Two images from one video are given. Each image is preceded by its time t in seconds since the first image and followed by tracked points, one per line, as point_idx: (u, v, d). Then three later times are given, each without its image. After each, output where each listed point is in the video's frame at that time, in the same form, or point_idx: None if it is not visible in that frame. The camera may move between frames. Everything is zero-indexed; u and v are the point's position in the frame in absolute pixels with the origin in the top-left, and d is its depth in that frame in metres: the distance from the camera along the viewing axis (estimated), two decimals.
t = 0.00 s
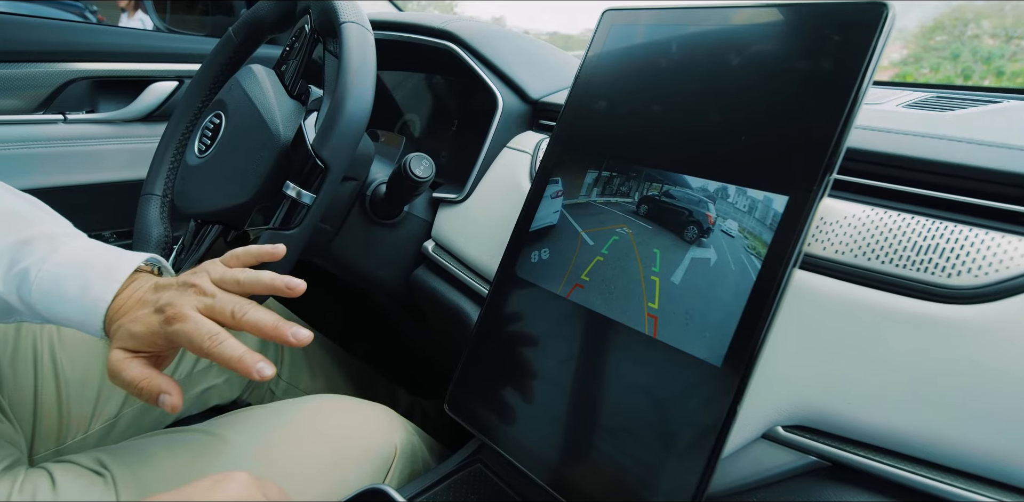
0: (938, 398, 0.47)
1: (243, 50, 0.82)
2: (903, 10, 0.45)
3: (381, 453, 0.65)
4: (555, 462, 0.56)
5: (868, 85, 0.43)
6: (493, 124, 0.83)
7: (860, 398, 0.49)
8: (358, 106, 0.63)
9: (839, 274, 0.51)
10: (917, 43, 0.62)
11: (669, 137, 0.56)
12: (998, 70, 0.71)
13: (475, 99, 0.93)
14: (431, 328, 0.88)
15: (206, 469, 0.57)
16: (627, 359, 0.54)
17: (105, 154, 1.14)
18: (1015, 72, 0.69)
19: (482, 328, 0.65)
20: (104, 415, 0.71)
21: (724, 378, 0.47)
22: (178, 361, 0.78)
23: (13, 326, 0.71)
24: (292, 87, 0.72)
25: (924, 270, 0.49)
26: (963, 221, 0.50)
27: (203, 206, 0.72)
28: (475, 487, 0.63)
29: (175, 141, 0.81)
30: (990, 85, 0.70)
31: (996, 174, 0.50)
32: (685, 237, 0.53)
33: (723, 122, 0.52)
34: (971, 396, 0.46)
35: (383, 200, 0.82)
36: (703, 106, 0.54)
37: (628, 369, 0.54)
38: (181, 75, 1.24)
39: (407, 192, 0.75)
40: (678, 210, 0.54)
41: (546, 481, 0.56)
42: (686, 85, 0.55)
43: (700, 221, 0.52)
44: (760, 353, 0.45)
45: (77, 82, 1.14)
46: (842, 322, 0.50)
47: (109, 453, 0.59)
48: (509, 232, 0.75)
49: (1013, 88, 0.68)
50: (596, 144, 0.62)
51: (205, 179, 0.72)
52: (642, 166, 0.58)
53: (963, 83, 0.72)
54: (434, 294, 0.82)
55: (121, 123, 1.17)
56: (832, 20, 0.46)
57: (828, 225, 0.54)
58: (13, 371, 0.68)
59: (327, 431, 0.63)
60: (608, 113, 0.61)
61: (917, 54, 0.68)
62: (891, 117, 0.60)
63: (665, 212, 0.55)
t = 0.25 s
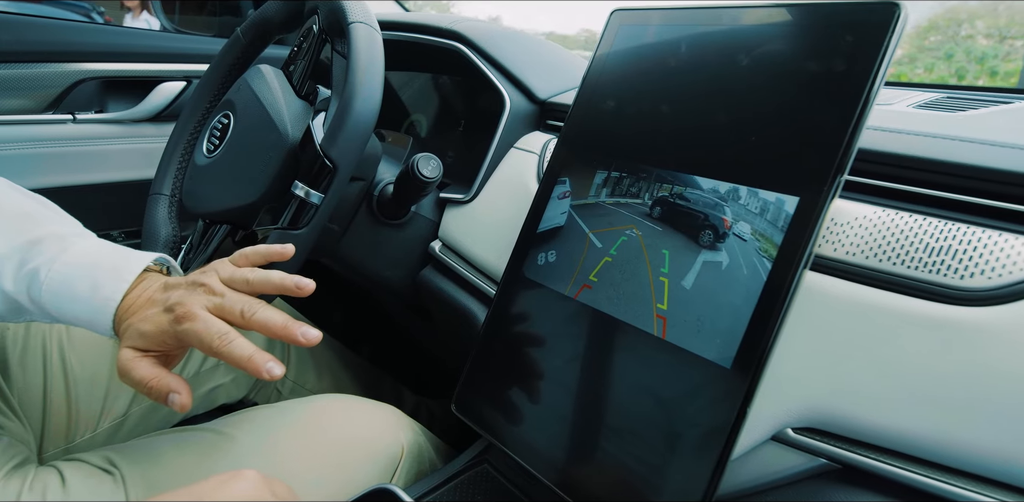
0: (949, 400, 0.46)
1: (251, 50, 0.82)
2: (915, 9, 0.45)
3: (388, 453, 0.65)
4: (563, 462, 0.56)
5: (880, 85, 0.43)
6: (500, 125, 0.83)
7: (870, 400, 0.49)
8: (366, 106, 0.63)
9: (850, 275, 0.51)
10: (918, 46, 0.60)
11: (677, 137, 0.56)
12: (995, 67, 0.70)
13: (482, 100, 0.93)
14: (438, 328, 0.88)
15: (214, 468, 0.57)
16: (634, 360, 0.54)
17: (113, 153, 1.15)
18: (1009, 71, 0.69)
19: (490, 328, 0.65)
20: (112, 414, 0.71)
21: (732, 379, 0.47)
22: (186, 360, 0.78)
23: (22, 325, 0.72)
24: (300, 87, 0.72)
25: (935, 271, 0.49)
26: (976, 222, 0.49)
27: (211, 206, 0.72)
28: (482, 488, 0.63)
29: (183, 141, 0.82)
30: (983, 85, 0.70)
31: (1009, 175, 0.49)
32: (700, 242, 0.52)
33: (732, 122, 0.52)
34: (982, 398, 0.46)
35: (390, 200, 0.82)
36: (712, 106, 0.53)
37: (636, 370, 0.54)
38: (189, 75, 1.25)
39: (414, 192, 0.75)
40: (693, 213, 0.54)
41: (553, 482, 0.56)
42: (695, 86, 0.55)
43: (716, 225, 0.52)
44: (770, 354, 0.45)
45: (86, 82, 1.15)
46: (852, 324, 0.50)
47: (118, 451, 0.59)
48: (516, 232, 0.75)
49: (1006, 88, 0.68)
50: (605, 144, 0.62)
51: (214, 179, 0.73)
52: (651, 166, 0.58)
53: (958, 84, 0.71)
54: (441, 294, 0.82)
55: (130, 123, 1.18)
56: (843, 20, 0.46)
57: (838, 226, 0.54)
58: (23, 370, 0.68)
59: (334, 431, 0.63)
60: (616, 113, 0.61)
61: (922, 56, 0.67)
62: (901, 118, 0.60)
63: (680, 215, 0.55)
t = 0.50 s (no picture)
0: (954, 401, 0.46)
1: (258, 51, 0.82)
2: (921, 10, 0.45)
3: (393, 453, 0.65)
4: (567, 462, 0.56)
5: (885, 87, 0.43)
6: (505, 125, 0.83)
7: (874, 401, 0.49)
8: (372, 107, 0.64)
9: (855, 276, 0.51)
10: (928, 41, 0.59)
11: (683, 137, 0.56)
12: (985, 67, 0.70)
13: (487, 100, 0.93)
14: (442, 328, 0.88)
15: (221, 466, 0.57)
16: (639, 360, 0.54)
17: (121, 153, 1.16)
18: (1000, 72, 0.69)
19: (494, 328, 0.65)
20: (119, 412, 0.72)
21: (737, 379, 0.47)
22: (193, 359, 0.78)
23: (31, 323, 0.72)
24: (307, 88, 0.73)
25: (941, 272, 0.48)
26: (982, 223, 0.49)
27: (218, 206, 0.73)
28: (487, 487, 0.63)
29: (190, 141, 0.82)
30: (976, 86, 0.70)
31: (1016, 176, 0.49)
32: (710, 247, 0.52)
33: (738, 123, 0.52)
34: (987, 399, 0.46)
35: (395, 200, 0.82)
36: (718, 106, 0.54)
37: (641, 369, 0.54)
38: (196, 75, 1.25)
39: (420, 192, 0.75)
40: (705, 217, 0.53)
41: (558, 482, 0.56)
42: (700, 86, 0.55)
43: (728, 230, 0.51)
44: (774, 354, 0.45)
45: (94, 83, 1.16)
46: (857, 325, 0.50)
47: (126, 449, 0.60)
48: (521, 233, 0.75)
49: (996, 89, 0.69)
50: (610, 144, 0.62)
51: (221, 179, 0.73)
52: (658, 167, 0.58)
53: (949, 83, 0.71)
54: (446, 294, 0.82)
55: (137, 123, 1.18)
56: (849, 20, 0.46)
57: (843, 227, 0.54)
58: (32, 367, 0.69)
59: (340, 429, 0.64)
60: (622, 114, 0.61)
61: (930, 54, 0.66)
62: (907, 119, 0.60)
63: (691, 220, 0.54)
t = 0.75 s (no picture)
0: (958, 402, 0.46)
1: (261, 51, 0.83)
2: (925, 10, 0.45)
3: (395, 453, 0.65)
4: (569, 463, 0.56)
5: (889, 87, 0.43)
6: (508, 125, 0.83)
7: (878, 402, 0.49)
8: (375, 108, 0.64)
9: (859, 277, 0.51)
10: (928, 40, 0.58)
11: (685, 138, 0.56)
12: (976, 67, 0.71)
13: (490, 101, 0.93)
14: (445, 328, 0.88)
15: (223, 465, 0.57)
16: (641, 361, 0.54)
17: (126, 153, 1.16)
18: (990, 71, 0.71)
19: (497, 329, 0.65)
20: (123, 411, 0.72)
21: (740, 380, 0.47)
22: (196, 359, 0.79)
23: (36, 323, 0.73)
24: (310, 88, 0.73)
25: (945, 273, 0.48)
26: (986, 224, 0.49)
27: (221, 206, 0.73)
28: (489, 488, 0.63)
29: (194, 141, 0.82)
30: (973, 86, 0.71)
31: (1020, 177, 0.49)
32: (719, 251, 0.51)
33: (741, 123, 0.52)
34: (991, 400, 0.45)
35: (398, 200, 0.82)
36: (721, 107, 0.53)
37: (643, 370, 0.54)
38: (200, 76, 1.26)
39: (422, 192, 0.75)
40: (715, 220, 0.53)
41: (560, 482, 0.56)
42: (703, 86, 0.55)
43: (738, 235, 0.50)
44: (777, 356, 0.45)
45: (99, 83, 1.17)
46: (860, 326, 0.50)
47: (129, 448, 0.60)
48: (524, 233, 0.75)
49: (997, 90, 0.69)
50: (612, 145, 0.62)
51: (224, 179, 0.73)
52: (662, 168, 0.58)
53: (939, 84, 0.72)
54: (448, 294, 0.82)
55: (142, 123, 1.19)
56: (852, 21, 0.46)
57: (847, 228, 0.54)
58: (36, 367, 0.69)
59: (342, 429, 0.64)
60: (624, 114, 0.61)
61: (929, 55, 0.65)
62: (911, 120, 0.59)
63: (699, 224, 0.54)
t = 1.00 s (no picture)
0: (967, 405, 0.46)
1: (266, 52, 0.83)
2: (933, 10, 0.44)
3: (399, 453, 0.65)
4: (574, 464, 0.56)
5: (897, 88, 0.43)
6: (512, 126, 0.83)
7: (885, 404, 0.49)
8: (380, 108, 0.64)
9: (867, 279, 0.51)
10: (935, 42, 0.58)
11: (692, 139, 0.56)
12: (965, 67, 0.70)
13: (494, 101, 0.93)
14: (449, 329, 0.88)
15: (228, 466, 0.57)
16: (647, 362, 0.54)
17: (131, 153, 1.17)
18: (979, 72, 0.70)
19: (502, 329, 0.65)
20: (127, 411, 0.72)
21: (746, 382, 0.47)
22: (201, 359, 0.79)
23: (41, 323, 0.73)
24: (314, 89, 0.73)
25: (954, 275, 0.48)
26: (995, 226, 0.49)
27: (226, 206, 0.73)
28: (493, 489, 0.63)
29: (199, 142, 0.83)
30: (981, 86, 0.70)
31: None
32: (731, 256, 0.50)
33: (747, 124, 0.52)
34: (999, 402, 0.45)
35: (402, 201, 0.82)
36: (727, 107, 0.53)
37: (649, 371, 0.54)
38: (204, 76, 1.26)
39: (427, 193, 0.75)
40: (728, 224, 0.52)
41: (565, 484, 0.56)
42: (709, 87, 0.55)
43: (751, 240, 0.49)
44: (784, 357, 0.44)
45: (104, 84, 1.17)
46: (867, 327, 0.49)
47: (134, 448, 0.60)
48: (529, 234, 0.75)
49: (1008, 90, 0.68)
50: (618, 146, 0.62)
51: (229, 179, 0.73)
52: (669, 169, 0.57)
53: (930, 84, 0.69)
54: (452, 295, 0.82)
55: (147, 123, 1.19)
56: (859, 21, 0.46)
57: (854, 229, 0.53)
58: (42, 366, 0.69)
59: (347, 429, 0.64)
60: (630, 115, 0.61)
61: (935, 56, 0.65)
62: (918, 121, 0.59)
63: (710, 226, 0.53)
